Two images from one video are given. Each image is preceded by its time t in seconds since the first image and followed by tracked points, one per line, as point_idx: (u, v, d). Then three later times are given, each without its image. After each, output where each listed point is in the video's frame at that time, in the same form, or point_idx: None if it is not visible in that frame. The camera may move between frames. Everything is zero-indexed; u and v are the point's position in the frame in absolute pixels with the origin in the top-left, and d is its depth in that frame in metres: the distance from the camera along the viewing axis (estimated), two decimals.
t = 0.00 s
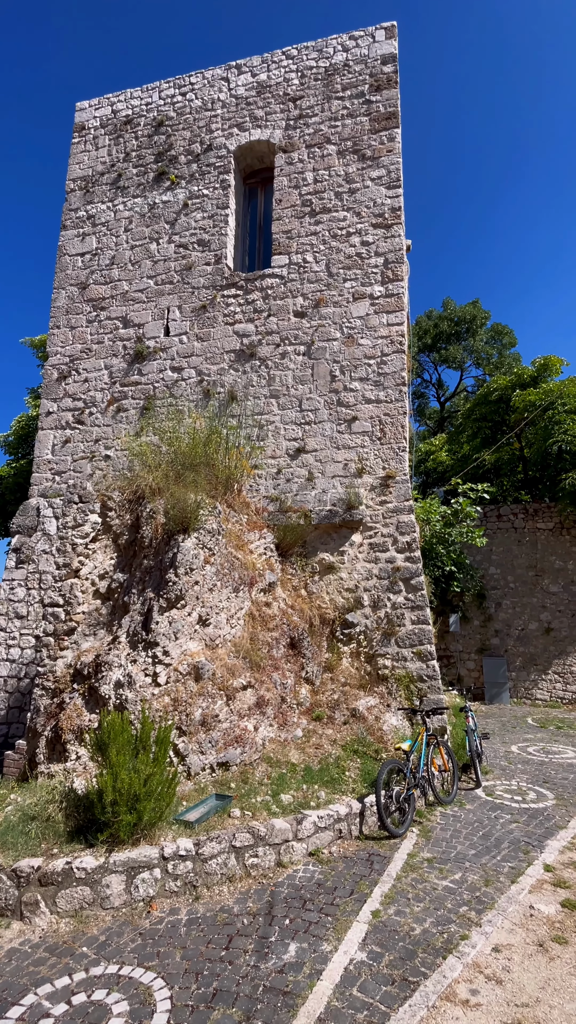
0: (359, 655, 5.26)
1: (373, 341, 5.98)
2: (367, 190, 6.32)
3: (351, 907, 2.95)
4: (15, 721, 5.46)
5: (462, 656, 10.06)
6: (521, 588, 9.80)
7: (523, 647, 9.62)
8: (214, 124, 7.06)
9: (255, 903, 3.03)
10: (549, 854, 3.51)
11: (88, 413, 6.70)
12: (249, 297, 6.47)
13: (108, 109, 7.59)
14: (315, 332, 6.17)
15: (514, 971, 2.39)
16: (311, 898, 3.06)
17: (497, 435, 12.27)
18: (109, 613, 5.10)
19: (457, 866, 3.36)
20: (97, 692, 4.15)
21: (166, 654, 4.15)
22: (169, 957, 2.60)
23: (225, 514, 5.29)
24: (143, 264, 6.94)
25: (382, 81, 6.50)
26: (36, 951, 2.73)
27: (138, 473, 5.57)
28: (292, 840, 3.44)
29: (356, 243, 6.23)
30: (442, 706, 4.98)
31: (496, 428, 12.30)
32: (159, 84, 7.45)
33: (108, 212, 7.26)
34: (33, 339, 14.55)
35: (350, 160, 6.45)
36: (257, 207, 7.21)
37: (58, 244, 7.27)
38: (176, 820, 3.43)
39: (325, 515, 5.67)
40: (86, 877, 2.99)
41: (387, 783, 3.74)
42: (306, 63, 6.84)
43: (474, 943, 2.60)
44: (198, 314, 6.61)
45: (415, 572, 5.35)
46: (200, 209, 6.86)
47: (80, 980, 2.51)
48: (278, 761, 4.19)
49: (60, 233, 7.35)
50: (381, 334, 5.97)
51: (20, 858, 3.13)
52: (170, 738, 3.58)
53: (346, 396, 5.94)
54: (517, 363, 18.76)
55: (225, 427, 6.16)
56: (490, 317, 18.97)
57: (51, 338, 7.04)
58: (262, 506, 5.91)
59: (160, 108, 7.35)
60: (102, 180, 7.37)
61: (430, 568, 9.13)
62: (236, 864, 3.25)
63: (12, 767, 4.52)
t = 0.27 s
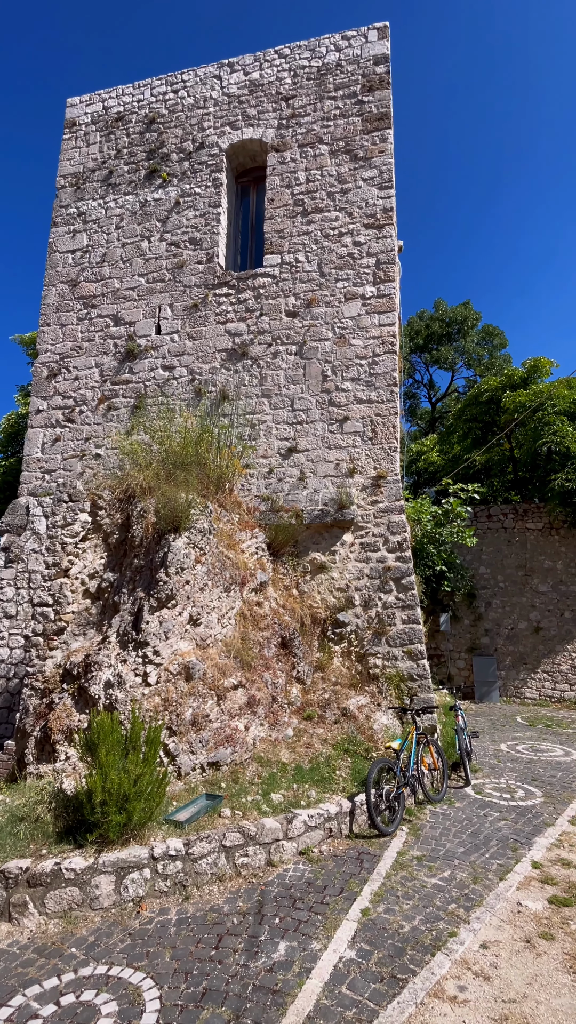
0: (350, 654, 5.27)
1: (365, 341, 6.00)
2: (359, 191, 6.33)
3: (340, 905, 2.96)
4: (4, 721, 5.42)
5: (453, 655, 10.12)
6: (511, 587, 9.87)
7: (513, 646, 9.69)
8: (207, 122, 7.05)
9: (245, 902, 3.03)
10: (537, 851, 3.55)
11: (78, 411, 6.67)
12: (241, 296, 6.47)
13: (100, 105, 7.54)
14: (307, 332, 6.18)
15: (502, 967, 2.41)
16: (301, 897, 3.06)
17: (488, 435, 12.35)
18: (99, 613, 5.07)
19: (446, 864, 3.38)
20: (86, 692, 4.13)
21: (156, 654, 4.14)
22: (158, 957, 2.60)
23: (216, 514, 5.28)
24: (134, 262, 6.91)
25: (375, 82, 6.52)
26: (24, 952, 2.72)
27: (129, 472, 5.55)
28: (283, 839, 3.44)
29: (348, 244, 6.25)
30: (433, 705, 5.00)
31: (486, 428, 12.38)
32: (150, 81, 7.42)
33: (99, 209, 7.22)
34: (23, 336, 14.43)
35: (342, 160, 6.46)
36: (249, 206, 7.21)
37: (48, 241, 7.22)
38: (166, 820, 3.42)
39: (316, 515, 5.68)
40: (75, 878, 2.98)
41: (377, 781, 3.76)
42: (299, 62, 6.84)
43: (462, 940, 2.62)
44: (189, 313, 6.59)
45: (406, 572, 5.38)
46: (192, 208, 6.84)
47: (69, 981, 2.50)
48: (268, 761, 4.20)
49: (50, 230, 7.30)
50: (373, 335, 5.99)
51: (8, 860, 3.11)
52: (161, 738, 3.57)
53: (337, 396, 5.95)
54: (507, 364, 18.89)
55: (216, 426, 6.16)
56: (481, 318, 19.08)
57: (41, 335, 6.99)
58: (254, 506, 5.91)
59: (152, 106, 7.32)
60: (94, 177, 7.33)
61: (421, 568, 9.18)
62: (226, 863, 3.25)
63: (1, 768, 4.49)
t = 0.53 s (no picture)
0: (339, 653, 5.29)
1: (354, 340, 6.01)
2: (349, 190, 6.34)
3: (327, 902, 2.97)
4: None
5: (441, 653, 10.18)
6: (498, 586, 9.95)
7: (500, 644, 9.78)
8: (196, 118, 7.01)
9: (232, 901, 3.03)
10: (522, 847, 3.59)
11: (65, 408, 6.61)
12: (230, 294, 6.45)
13: (88, 99, 7.47)
14: (297, 331, 6.18)
15: (487, 962, 2.43)
16: (289, 895, 3.07)
17: (476, 435, 12.43)
18: (86, 612, 5.04)
19: (433, 860, 3.41)
20: (73, 692, 4.10)
21: (144, 653, 4.13)
22: (145, 957, 2.59)
23: (205, 513, 5.27)
24: (123, 258, 6.86)
25: (365, 81, 6.52)
26: (8, 954, 2.69)
27: (117, 470, 5.51)
28: (270, 837, 3.45)
29: (338, 243, 6.25)
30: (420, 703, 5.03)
31: (474, 429, 12.46)
32: (140, 77, 7.37)
33: (87, 204, 7.16)
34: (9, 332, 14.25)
35: (332, 159, 6.46)
36: (239, 204, 7.18)
37: (35, 236, 7.15)
38: (154, 820, 3.41)
39: (306, 514, 5.69)
40: (60, 878, 2.96)
41: (364, 778, 3.78)
42: (289, 60, 6.83)
43: (448, 935, 2.64)
44: (178, 310, 6.56)
45: (394, 571, 5.40)
46: (181, 204, 6.80)
47: (54, 982, 2.48)
48: (257, 759, 4.20)
49: (37, 225, 7.22)
50: (363, 334, 6.00)
51: None
52: (148, 737, 3.55)
53: (327, 395, 5.96)
54: (495, 365, 19.03)
55: (205, 424, 6.13)
56: (469, 319, 19.20)
57: (28, 331, 6.92)
58: (243, 504, 5.89)
59: (141, 101, 7.27)
60: (82, 172, 7.26)
61: (409, 567, 9.23)
62: (214, 862, 3.24)
63: None
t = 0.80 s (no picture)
0: (325, 650, 5.30)
1: (342, 338, 6.02)
2: (337, 188, 6.34)
3: (312, 899, 2.98)
4: None
5: (426, 650, 10.25)
6: (482, 584, 10.06)
7: (484, 641, 9.88)
8: (183, 112, 6.96)
9: (217, 898, 3.03)
10: (504, 841, 3.63)
11: (49, 403, 6.54)
12: (217, 290, 6.42)
13: (73, 90, 7.38)
14: (284, 328, 6.17)
15: (468, 955, 2.47)
16: (274, 892, 3.08)
17: (461, 435, 12.54)
18: (70, 610, 4.99)
19: (416, 855, 3.44)
20: (56, 691, 4.07)
21: (128, 651, 4.10)
22: (128, 957, 2.58)
23: (191, 510, 5.25)
24: (108, 252, 6.79)
25: (353, 80, 6.53)
26: None
27: (101, 466, 5.46)
28: (255, 835, 3.45)
29: (326, 241, 6.25)
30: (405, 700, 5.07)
31: (460, 428, 12.56)
32: (126, 69, 7.29)
33: (72, 197, 7.08)
34: None
35: (320, 157, 6.46)
36: (227, 200, 7.15)
37: (19, 228, 7.04)
38: (138, 819, 3.39)
39: (292, 512, 5.69)
40: (43, 879, 2.94)
41: (349, 775, 3.80)
42: (277, 56, 6.80)
43: (431, 929, 2.67)
44: (165, 306, 6.52)
45: (380, 569, 5.43)
46: (168, 199, 6.75)
47: (36, 983, 2.46)
48: (242, 757, 4.20)
49: (21, 217, 7.12)
50: (350, 333, 6.02)
51: None
52: (132, 736, 3.56)
53: (314, 393, 5.96)
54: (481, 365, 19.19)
55: (192, 421, 6.10)
56: (456, 319, 19.32)
57: (11, 325, 6.82)
58: (230, 502, 5.88)
59: (127, 93, 7.20)
60: (67, 164, 7.17)
61: (395, 565, 9.28)
62: (198, 860, 3.24)
63: None
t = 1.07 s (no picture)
0: (308, 647, 5.31)
1: (326, 335, 6.02)
2: (322, 184, 6.32)
3: (293, 894, 2.99)
4: None
5: (408, 647, 10.33)
6: (463, 580, 10.16)
7: (464, 637, 10.00)
8: (167, 103, 6.88)
9: (198, 896, 3.02)
10: (483, 834, 3.68)
11: (28, 396, 6.43)
12: (201, 285, 6.36)
13: (54, 78, 7.25)
14: (268, 324, 6.15)
15: (447, 947, 2.49)
16: (255, 888, 3.08)
17: (443, 434, 12.63)
18: (49, 607, 4.92)
19: (397, 849, 3.47)
20: (35, 689, 4.02)
21: (109, 648, 4.06)
22: (108, 956, 2.56)
23: (173, 507, 5.21)
24: (89, 244, 6.69)
25: (338, 76, 6.51)
26: None
27: (82, 461, 5.39)
28: (237, 831, 3.45)
29: (310, 237, 6.24)
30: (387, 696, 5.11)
31: (442, 427, 12.66)
32: (109, 58, 7.18)
33: (53, 187, 6.95)
34: None
35: (305, 152, 6.44)
36: (211, 193, 7.09)
37: None
38: (118, 817, 3.36)
39: (276, 509, 5.68)
40: (21, 879, 2.91)
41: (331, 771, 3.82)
42: (262, 49, 6.75)
43: (410, 922, 2.69)
44: (147, 299, 6.44)
45: (363, 566, 5.45)
46: (151, 191, 6.67)
47: (13, 985, 2.43)
48: (224, 754, 4.19)
49: None
50: (334, 330, 6.02)
51: None
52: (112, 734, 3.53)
53: (298, 389, 5.95)
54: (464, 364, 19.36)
55: (175, 416, 6.05)
56: (439, 318, 19.45)
57: None
58: (213, 498, 5.85)
59: (110, 83, 7.09)
60: (47, 153, 7.05)
61: (378, 562, 9.32)
62: (180, 858, 3.23)
63: None
